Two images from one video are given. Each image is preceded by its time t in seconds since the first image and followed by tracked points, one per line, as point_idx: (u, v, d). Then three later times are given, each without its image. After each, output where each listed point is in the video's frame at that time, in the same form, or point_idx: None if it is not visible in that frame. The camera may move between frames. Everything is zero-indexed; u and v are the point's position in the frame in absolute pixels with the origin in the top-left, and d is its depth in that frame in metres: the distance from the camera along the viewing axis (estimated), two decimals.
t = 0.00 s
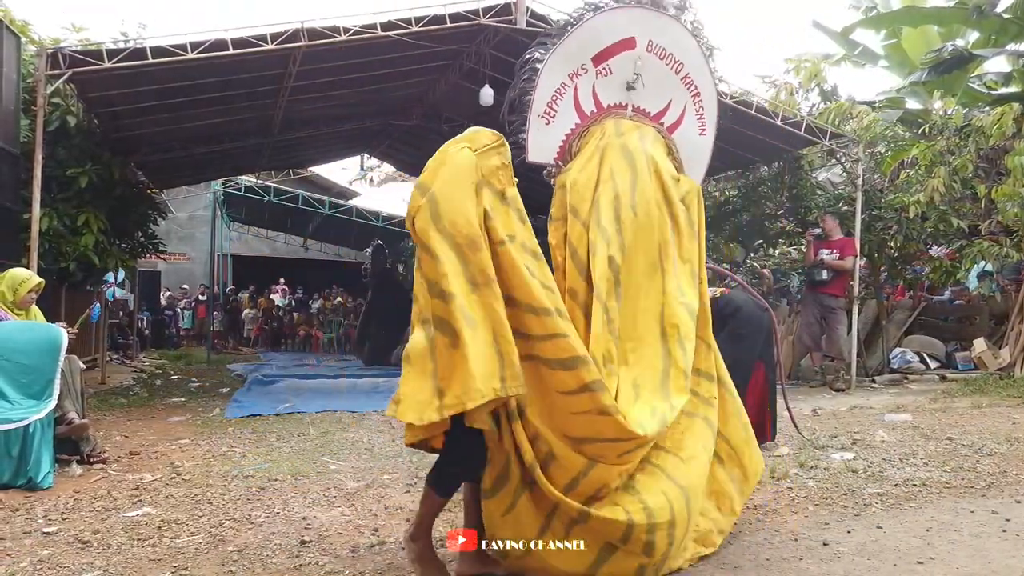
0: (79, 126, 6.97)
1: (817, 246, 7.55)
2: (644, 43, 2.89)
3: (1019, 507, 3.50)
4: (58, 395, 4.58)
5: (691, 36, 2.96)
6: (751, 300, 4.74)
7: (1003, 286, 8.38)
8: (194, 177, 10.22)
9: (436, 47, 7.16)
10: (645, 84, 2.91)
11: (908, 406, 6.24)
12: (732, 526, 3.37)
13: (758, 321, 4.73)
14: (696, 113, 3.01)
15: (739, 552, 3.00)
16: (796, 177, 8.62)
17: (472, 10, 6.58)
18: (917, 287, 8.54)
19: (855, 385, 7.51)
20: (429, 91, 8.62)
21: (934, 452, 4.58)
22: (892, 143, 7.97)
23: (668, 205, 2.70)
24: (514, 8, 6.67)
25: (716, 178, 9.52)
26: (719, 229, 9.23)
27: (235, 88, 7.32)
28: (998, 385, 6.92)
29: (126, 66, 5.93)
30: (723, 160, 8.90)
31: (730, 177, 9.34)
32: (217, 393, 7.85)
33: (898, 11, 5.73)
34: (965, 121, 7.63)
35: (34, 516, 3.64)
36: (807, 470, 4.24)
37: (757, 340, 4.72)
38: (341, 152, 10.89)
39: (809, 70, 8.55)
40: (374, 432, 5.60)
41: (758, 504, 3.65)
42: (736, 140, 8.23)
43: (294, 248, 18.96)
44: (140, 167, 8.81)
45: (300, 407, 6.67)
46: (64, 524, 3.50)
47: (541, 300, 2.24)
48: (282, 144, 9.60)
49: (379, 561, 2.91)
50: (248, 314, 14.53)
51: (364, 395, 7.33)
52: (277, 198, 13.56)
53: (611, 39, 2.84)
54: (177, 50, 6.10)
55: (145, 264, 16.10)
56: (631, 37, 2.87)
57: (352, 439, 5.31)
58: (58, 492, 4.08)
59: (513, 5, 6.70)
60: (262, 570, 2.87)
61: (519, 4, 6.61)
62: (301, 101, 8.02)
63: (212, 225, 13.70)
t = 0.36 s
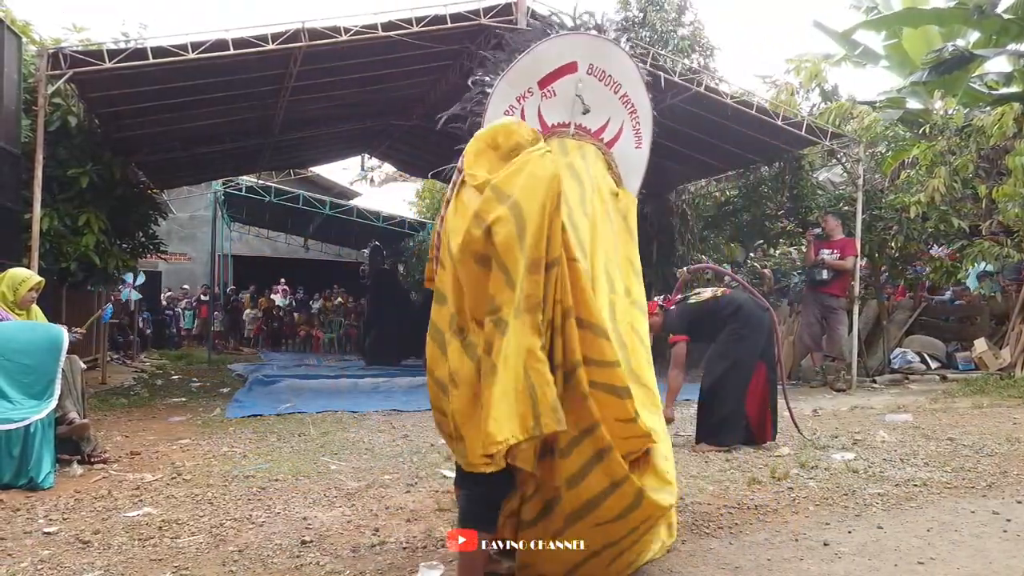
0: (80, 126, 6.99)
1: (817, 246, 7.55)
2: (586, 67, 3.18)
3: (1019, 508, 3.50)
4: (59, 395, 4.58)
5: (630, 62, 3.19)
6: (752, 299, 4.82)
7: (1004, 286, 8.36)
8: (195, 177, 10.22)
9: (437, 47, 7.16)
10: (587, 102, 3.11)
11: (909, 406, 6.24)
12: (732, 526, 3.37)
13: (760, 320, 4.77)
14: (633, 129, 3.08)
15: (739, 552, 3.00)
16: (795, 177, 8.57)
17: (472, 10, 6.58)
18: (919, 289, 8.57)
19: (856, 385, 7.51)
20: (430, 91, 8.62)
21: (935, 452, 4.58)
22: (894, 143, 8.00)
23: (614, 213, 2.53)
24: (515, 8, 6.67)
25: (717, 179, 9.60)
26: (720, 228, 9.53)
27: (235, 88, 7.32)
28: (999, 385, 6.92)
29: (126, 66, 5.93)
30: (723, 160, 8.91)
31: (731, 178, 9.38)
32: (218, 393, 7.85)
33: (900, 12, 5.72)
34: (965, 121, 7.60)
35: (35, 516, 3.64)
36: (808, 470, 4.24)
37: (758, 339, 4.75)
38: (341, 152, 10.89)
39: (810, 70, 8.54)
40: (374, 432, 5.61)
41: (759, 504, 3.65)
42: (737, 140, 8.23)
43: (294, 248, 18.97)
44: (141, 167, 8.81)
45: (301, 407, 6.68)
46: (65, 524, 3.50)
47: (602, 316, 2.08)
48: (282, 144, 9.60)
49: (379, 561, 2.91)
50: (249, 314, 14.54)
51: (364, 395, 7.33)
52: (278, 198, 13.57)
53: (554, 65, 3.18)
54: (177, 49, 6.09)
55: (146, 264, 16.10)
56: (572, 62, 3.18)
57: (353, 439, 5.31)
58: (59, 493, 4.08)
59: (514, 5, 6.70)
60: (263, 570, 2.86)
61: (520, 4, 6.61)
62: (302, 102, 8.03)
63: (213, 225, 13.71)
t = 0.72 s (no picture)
0: (81, 126, 7.00)
1: (819, 246, 7.54)
2: (508, 85, 3.80)
3: (1020, 508, 3.50)
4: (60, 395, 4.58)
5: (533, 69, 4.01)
6: (753, 300, 4.84)
7: (1005, 286, 8.35)
8: (196, 177, 10.22)
9: (437, 48, 7.15)
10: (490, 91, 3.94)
11: (910, 407, 6.24)
12: (733, 526, 3.37)
13: (761, 320, 4.79)
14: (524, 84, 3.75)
15: (740, 551, 3.00)
16: (796, 177, 8.55)
17: (473, 10, 6.58)
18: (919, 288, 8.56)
19: (856, 385, 7.51)
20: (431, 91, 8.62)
21: (936, 452, 4.57)
22: (895, 143, 8.04)
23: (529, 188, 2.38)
24: (516, 8, 6.67)
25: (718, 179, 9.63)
26: (720, 228, 9.57)
27: (235, 88, 7.32)
28: (1000, 386, 6.91)
29: (127, 67, 5.93)
30: (724, 160, 8.90)
31: (732, 177, 9.38)
32: (219, 393, 7.85)
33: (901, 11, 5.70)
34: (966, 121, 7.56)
35: (36, 516, 3.64)
36: (810, 470, 4.24)
37: (759, 340, 4.76)
38: (342, 151, 10.88)
39: (810, 70, 8.53)
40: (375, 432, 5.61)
41: (760, 504, 3.65)
42: (738, 140, 8.22)
43: (295, 249, 18.97)
44: (142, 167, 8.82)
45: (301, 407, 6.68)
46: (66, 524, 3.50)
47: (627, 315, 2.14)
48: (283, 144, 9.60)
49: (380, 561, 2.92)
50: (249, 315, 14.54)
51: (365, 395, 7.32)
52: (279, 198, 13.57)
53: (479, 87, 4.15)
54: (179, 49, 6.09)
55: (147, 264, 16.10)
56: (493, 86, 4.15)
57: (354, 439, 5.31)
58: (60, 493, 4.08)
59: (515, 5, 6.70)
60: (264, 570, 2.86)
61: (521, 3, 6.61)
62: (302, 102, 8.03)
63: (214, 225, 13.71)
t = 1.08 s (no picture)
0: (83, 126, 7.02)
1: (821, 246, 7.53)
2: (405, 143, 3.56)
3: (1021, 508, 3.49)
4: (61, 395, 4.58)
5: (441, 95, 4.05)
6: (752, 300, 4.86)
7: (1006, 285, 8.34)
8: (197, 177, 10.22)
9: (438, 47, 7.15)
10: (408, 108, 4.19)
11: (911, 407, 6.23)
12: (734, 526, 3.36)
13: (761, 320, 4.80)
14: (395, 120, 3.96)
15: (741, 551, 3.00)
16: (797, 177, 8.54)
17: (473, 10, 6.58)
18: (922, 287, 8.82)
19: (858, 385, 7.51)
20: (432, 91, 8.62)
21: (937, 452, 4.57)
22: (896, 143, 8.02)
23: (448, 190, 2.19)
24: (517, 8, 6.67)
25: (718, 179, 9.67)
26: (721, 228, 9.56)
27: (236, 88, 7.31)
28: (1001, 386, 6.91)
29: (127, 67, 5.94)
30: (726, 160, 8.88)
31: (733, 177, 9.37)
32: (220, 393, 7.85)
33: (903, 10, 5.68)
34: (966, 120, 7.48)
35: (37, 516, 3.64)
36: (811, 470, 4.24)
37: (760, 340, 4.76)
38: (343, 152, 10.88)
39: (811, 70, 8.51)
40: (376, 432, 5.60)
41: (761, 504, 3.65)
42: (739, 140, 8.21)
43: (296, 249, 18.98)
44: (143, 168, 8.82)
45: (302, 407, 6.68)
46: (67, 524, 3.50)
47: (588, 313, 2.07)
48: (284, 144, 9.59)
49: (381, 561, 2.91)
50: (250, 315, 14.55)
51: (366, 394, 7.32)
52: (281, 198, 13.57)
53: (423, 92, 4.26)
54: (180, 50, 6.09)
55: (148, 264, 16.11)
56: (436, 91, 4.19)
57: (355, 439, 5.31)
58: (61, 493, 4.08)
59: (516, 5, 6.70)
60: (265, 570, 2.86)
61: (522, 3, 6.61)
62: (303, 102, 8.02)
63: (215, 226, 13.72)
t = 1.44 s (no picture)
0: (83, 126, 7.03)
1: (822, 246, 7.53)
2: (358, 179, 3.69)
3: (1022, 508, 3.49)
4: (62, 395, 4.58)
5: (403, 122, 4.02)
6: (754, 300, 4.85)
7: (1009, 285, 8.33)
8: (198, 177, 10.22)
9: (438, 47, 7.16)
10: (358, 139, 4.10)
11: (912, 407, 6.23)
12: (735, 526, 3.37)
13: (762, 320, 4.80)
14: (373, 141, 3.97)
15: (741, 551, 3.00)
16: (797, 177, 8.54)
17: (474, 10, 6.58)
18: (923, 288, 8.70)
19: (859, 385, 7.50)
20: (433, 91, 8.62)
21: (938, 453, 4.56)
22: (897, 143, 7.99)
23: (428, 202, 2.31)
24: (518, 8, 6.67)
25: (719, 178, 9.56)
26: (722, 228, 9.55)
27: (236, 88, 7.32)
28: (1003, 386, 6.90)
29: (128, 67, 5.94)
30: (727, 160, 8.88)
31: (734, 176, 9.36)
32: (221, 393, 7.85)
33: (905, 10, 5.68)
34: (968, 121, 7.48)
35: (38, 516, 3.65)
36: (812, 470, 4.23)
37: (761, 339, 4.76)
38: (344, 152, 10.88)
39: (812, 70, 8.50)
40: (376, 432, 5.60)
41: (762, 504, 3.65)
42: (739, 140, 8.20)
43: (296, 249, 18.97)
44: (144, 168, 8.83)
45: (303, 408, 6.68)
46: (68, 524, 3.50)
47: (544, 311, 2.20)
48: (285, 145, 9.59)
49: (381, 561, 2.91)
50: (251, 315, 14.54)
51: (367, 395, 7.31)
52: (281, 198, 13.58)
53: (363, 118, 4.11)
54: (180, 50, 6.09)
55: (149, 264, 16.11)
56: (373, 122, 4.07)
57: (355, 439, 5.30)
58: (62, 492, 4.08)
59: (516, 5, 6.70)
60: (266, 570, 2.86)
61: (523, 3, 6.61)
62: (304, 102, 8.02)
63: (216, 226, 13.73)
